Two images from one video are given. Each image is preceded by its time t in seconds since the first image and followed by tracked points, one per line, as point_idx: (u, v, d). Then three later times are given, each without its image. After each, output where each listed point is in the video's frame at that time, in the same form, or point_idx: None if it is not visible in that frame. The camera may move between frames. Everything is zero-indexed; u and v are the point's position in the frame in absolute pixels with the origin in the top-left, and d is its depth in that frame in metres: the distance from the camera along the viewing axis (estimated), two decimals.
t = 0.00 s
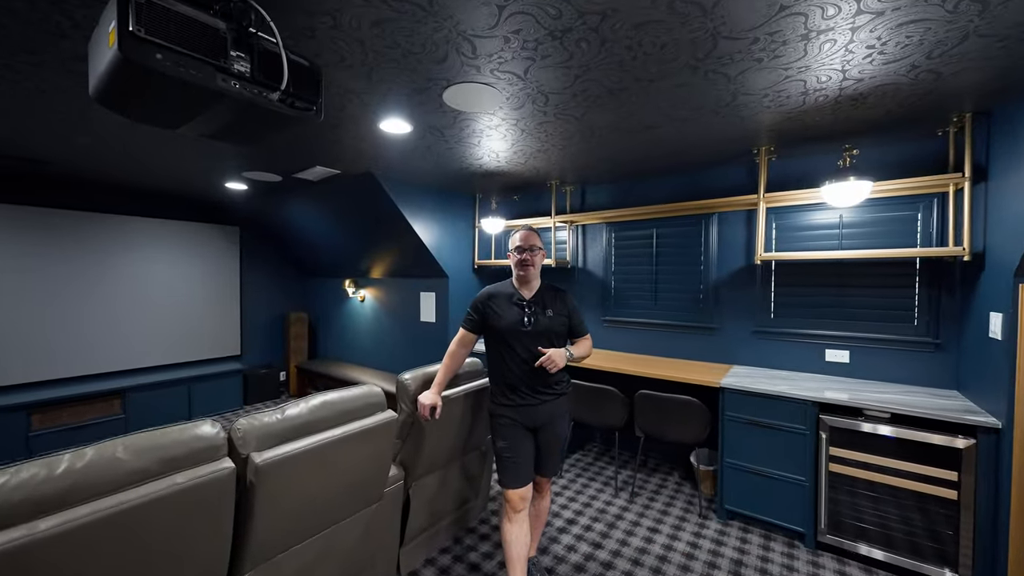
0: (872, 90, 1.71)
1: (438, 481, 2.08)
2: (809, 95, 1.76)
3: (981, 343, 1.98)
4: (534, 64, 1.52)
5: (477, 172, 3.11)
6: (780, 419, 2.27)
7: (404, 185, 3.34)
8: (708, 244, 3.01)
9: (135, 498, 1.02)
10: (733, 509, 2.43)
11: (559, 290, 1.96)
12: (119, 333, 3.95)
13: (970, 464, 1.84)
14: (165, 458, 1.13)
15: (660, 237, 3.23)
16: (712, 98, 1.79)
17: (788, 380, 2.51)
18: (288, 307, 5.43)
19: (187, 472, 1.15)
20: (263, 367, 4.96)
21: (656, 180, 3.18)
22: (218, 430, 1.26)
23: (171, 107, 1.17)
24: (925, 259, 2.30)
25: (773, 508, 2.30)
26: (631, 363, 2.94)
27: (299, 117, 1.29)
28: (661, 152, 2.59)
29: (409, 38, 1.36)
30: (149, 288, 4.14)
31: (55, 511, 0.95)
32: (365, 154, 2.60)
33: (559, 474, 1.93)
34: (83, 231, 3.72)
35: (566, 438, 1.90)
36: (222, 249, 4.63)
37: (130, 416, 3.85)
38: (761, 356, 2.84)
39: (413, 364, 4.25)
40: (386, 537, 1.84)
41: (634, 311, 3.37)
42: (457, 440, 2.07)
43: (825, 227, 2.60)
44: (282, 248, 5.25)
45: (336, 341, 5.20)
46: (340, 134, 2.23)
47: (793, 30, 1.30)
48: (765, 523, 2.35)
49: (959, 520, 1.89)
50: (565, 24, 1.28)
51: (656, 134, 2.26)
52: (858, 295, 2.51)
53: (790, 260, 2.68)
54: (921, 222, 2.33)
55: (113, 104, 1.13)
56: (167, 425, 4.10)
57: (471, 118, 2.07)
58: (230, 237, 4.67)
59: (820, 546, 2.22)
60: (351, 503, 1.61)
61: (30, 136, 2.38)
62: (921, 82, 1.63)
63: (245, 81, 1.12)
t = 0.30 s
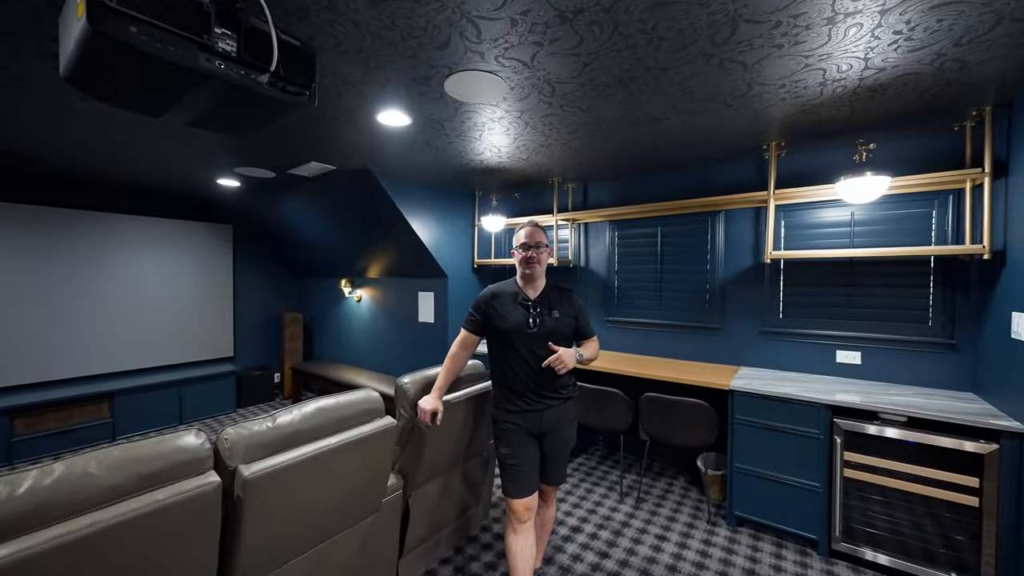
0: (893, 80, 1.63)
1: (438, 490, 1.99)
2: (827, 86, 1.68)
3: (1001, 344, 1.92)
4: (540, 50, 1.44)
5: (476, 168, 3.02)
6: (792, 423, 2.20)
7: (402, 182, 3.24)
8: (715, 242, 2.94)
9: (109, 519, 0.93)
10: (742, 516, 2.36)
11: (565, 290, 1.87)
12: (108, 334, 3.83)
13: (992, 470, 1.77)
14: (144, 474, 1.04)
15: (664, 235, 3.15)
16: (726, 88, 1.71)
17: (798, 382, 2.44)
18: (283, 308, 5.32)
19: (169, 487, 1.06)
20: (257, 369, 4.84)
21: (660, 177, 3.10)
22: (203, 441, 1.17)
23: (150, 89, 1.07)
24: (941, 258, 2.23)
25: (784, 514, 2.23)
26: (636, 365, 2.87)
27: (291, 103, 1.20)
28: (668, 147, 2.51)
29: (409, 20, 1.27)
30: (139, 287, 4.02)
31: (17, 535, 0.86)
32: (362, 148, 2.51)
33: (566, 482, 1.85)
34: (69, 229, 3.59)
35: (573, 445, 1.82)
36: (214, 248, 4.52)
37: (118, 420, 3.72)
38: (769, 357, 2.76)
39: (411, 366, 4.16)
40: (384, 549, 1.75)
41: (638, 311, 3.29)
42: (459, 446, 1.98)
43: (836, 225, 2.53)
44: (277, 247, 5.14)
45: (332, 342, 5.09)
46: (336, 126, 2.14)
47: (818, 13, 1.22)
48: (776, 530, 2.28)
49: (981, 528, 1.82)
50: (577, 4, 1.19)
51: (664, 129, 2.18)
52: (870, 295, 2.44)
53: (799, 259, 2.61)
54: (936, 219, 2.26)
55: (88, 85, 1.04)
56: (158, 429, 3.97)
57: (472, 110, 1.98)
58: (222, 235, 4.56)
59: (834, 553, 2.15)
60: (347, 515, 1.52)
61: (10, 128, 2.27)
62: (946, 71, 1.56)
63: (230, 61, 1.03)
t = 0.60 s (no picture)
0: (917, 69, 1.55)
1: (437, 500, 1.89)
2: (848, 76, 1.60)
3: None
4: (547, 34, 1.34)
5: (475, 165, 2.92)
6: (805, 429, 2.12)
7: (398, 179, 3.14)
8: (722, 241, 2.85)
9: (69, 549, 0.82)
10: (753, 525, 2.28)
11: (571, 291, 1.78)
12: (94, 336, 3.70)
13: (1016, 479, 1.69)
14: (110, 497, 0.94)
15: (669, 234, 3.06)
16: (741, 78, 1.62)
17: (809, 386, 2.36)
18: (277, 309, 5.20)
19: (141, 510, 0.96)
20: (250, 371, 4.72)
21: (665, 174, 3.01)
22: (181, 457, 1.07)
23: (120, 70, 0.97)
24: (958, 257, 2.16)
25: (797, 523, 2.15)
26: (640, 368, 2.78)
27: (277, 87, 1.10)
28: (675, 143, 2.42)
29: None
30: (127, 288, 3.89)
31: None
32: (357, 143, 2.40)
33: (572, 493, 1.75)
34: (53, 227, 3.47)
35: (580, 454, 1.73)
36: (206, 247, 4.40)
37: (106, 425, 3.58)
38: (778, 359, 2.68)
39: (408, 368, 4.05)
40: (380, 566, 1.65)
41: (641, 312, 3.20)
42: (459, 454, 1.89)
43: (848, 223, 2.45)
44: (270, 246, 5.03)
45: (327, 343, 4.98)
46: (329, 118, 2.04)
47: None
48: (788, 539, 2.20)
49: (1006, 539, 1.74)
50: None
51: (672, 123, 2.10)
52: (883, 295, 2.36)
53: (810, 258, 2.52)
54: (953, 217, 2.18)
55: (48, 65, 0.93)
56: (146, 434, 3.82)
57: (473, 102, 1.89)
58: (214, 234, 4.44)
59: (849, 564, 2.07)
60: (340, 532, 1.42)
61: None
62: (974, 60, 1.47)
63: (207, 37, 0.93)
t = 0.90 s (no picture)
0: (945, 55, 1.46)
1: (437, 512, 1.79)
2: (871, 63, 1.51)
3: None
4: (555, 14, 1.25)
5: (475, 160, 2.82)
6: (820, 434, 2.03)
7: (395, 175, 3.03)
8: (729, 239, 2.77)
9: None
10: (764, 534, 2.19)
11: (578, 290, 1.68)
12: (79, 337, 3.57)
13: None
14: (70, 521, 0.83)
15: (674, 232, 2.97)
16: (758, 64, 1.53)
17: (822, 389, 2.28)
18: (271, 309, 5.08)
19: (106, 536, 0.85)
20: (242, 373, 4.60)
21: (670, 170, 2.92)
22: (154, 475, 0.97)
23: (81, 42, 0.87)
24: (976, 256, 2.08)
25: (810, 532, 2.07)
26: (646, 370, 2.69)
27: (259, 64, 0.99)
28: (682, 138, 2.33)
29: None
30: (114, 287, 3.76)
31: None
32: (351, 136, 2.30)
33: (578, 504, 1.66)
34: (37, 224, 3.34)
35: (587, 463, 1.63)
36: (196, 245, 4.28)
37: (91, 430, 3.44)
38: (788, 361, 2.60)
39: (405, 370, 3.95)
40: None
41: (646, 312, 3.11)
42: (459, 463, 1.79)
43: (861, 221, 2.37)
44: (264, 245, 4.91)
45: (322, 344, 4.87)
46: (321, 109, 1.93)
47: None
48: (801, 549, 2.12)
49: None
50: None
51: (682, 115, 2.00)
52: (897, 295, 2.28)
53: (821, 257, 2.44)
54: (972, 214, 2.10)
55: None
56: (134, 438, 3.68)
57: (473, 92, 1.79)
58: (205, 232, 4.32)
59: None
60: (332, 550, 1.32)
61: None
62: (1007, 45, 1.39)
63: (177, 4, 0.82)
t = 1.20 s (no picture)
0: (975, 38, 1.38)
1: (435, 522, 1.69)
2: (896, 46, 1.42)
3: None
4: None
5: (474, 154, 2.72)
6: (834, 438, 1.95)
7: (390, 170, 2.93)
8: (736, 236, 2.68)
9: None
10: (776, 542, 2.11)
11: (584, 287, 1.59)
12: (64, 338, 3.43)
13: None
14: (16, 549, 0.73)
15: (679, 229, 2.89)
16: (777, 46, 1.44)
17: (835, 391, 2.19)
18: (264, 309, 4.96)
19: (58, 564, 0.75)
20: (234, 375, 4.49)
21: (675, 165, 2.83)
22: (117, 492, 0.87)
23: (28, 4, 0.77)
24: (996, 252, 2.00)
25: (825, 541, 1.98)
26: (650, 372, 2.60)
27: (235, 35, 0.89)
28: (689, 130, 2.24)
29: None
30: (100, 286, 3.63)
31: None
32: (344, 126, 2.20)
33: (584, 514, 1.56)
34: (19, 220, 3.21)
35: (594, 471, 1.53)
36: (186, 243, 4.16)
37: (75, 434, 3.30)
38: (797, 362, 2.52)
39: (401, 371, 3.84)
40: None
41: (650, 311, 3.03)
42: (458, 470, 1.69)
43: (874, 217, 2.28)
44: (256, 244, 4.79)
45: (316, 345, 4.75)
46: (311, 97, 1.83)
47: None
48: (815, 557, 2.03)
49: None
50: None
51: (691, 105, 1.91)
52: (912, 293, 2.20)
53: (833, 254, 2.36)
54: (991, 208, 2.02)
55: None
56: (121, 443, 3.55)
57: (472, 78, 1.69)
58: (195, 230, 4.21)
59: None
60: (322, 567, 1.22)
61: None
62: None
63: None
